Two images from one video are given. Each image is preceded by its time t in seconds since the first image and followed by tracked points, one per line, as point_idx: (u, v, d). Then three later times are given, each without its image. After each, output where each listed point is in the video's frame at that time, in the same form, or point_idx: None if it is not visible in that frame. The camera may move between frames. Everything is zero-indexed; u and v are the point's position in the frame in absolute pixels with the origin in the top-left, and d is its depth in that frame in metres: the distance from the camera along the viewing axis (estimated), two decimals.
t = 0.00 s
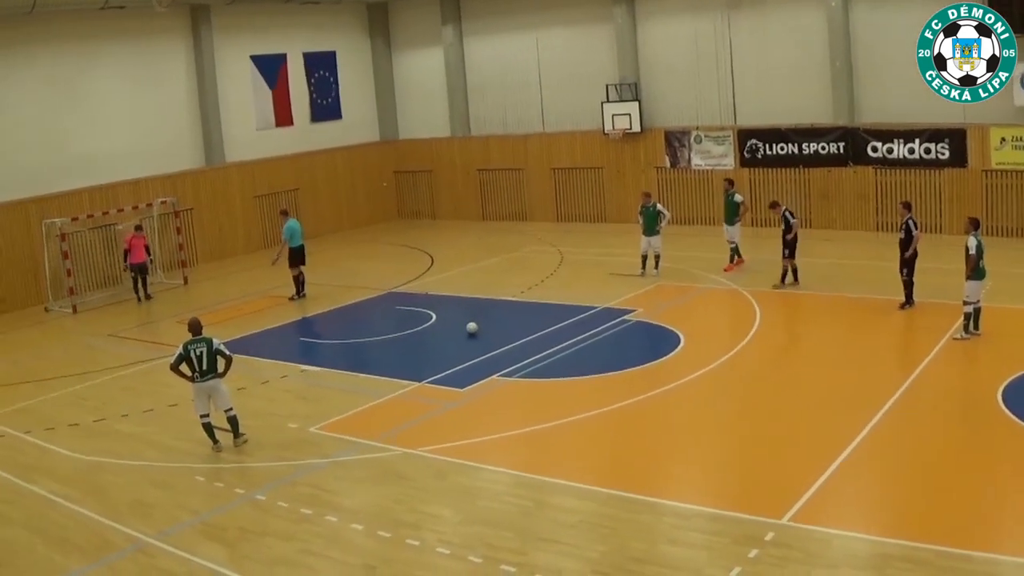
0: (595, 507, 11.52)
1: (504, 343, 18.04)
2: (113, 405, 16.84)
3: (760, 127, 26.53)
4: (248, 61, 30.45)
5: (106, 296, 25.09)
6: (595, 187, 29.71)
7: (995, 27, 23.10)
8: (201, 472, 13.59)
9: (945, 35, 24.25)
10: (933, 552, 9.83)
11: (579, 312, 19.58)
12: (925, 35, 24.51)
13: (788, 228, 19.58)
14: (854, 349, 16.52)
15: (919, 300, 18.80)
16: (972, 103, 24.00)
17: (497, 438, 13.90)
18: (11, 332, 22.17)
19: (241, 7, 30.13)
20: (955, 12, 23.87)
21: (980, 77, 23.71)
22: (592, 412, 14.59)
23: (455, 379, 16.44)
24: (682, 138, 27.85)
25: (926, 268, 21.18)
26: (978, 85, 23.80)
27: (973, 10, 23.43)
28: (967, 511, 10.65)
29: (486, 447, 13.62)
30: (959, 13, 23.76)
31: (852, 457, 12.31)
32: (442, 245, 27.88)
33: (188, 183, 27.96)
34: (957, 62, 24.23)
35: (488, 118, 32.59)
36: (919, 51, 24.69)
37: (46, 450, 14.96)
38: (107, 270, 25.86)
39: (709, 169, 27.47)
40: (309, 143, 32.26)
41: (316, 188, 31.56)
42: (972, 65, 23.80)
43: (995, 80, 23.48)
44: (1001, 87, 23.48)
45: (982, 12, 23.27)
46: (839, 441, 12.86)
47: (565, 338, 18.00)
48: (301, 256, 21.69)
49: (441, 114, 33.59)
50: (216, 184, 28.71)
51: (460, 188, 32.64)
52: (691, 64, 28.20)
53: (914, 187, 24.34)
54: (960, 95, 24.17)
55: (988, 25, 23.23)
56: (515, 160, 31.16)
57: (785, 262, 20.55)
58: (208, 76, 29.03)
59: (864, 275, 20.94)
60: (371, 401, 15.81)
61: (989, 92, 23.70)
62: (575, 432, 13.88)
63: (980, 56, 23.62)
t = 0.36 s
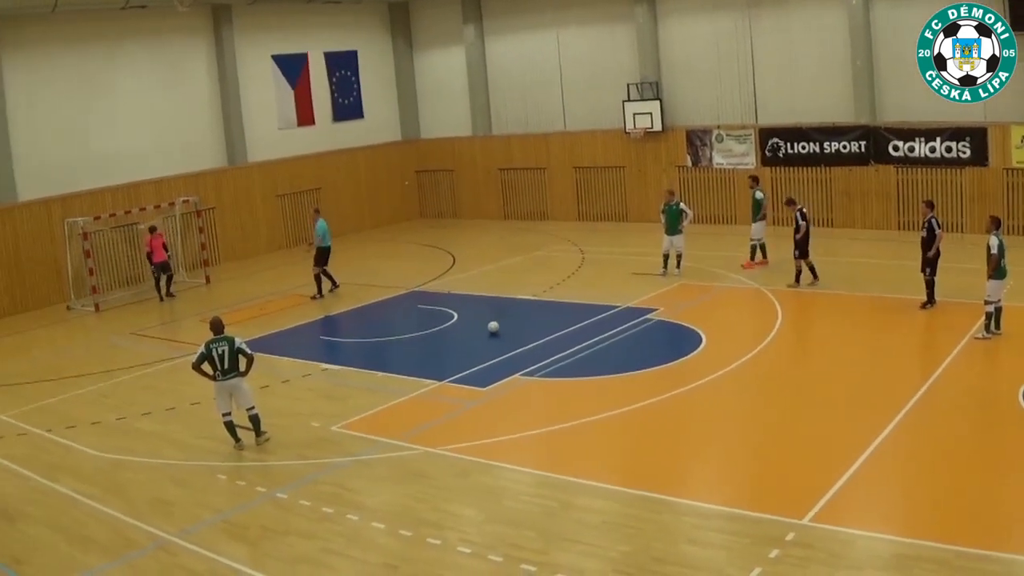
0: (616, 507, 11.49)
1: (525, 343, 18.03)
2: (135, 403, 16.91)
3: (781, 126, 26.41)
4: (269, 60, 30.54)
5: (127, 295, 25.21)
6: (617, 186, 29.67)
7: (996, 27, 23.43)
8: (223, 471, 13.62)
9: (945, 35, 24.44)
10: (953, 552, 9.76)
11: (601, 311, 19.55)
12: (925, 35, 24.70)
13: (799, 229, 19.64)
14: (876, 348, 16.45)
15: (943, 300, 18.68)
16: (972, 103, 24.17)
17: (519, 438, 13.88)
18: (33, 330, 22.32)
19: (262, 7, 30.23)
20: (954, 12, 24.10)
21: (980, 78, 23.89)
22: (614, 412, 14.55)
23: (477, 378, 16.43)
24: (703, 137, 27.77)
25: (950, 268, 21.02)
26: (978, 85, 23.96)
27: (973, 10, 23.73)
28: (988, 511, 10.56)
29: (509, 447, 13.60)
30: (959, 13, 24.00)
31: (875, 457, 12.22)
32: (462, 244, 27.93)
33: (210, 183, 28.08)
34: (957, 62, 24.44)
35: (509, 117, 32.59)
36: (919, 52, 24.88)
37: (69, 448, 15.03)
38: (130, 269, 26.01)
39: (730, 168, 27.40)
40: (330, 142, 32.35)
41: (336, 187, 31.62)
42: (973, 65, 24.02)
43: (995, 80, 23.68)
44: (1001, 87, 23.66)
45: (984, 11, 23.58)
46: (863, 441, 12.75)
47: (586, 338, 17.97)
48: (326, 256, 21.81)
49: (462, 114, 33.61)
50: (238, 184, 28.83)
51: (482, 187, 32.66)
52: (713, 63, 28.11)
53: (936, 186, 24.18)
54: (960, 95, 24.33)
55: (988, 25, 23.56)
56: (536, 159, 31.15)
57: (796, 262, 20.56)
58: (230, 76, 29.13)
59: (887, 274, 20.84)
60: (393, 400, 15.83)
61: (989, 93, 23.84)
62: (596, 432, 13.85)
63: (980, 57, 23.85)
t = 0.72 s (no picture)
0: (631, 510, 11.43)
1: (540, 346, 17.98)
2: (149, 406, 16.93)
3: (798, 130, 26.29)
4: (286, 62, 30.60)
5: (143, 296, 25.29)
6: (634, 190, 29.59)
7: (995, 27, 23.61)
8: (238, 473, 13.61)
9: (945, 35, 24.52)
10: (970, 556, 9.65)
11: (616, 314, 19.48)
12: (925, 35, 24.77)
13: (807, 230, 19.60)
14: (892, 352, 16.33)
15: (960, 304, 18.55)
16: (973, 104, 24.25)
17: (533, 441, 13.82)
18: (49, 332, 22.39)
19: (280, 8, 30.30)
20: (954, 12, 24.24)
21: (980, 78, 24.01)
22: (629, 415, 14.48)
23: (492, 381, 16.39)
24: (719, 141, 27.68)
25: (968, 272, 20.88)
26: (978, 85, 24.08)
27: (974, 10, 23.89)
28: (1004, 515, 10.44)
29: (524, 450, 13.56)
30: (959, 12, 24.15)
31: (891, 461, 12.11)
32: (478, 247, 27.93)
33: (226, 184, 28.15)
34: (957, 62, 24.53)
35: (526, 120, 32.57)
36: (919, 51, 24.92)
37: (85, 450, 15.05)
38: (146, 271, 26.10)
39: (747, 171, 27.31)
40: (347, 145, 32.38)
41: (352, 189, 31.64)
42: (972, 65, 24.15)
43: (996, 80, 23.80)
44: (1002, 87, 23.77)
45: (984, 11, 23.76)
46: (879, 446, 12.63)
47: (602, 341, 17.91)
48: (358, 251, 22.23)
49: (479, 116, 33.60)
50: (254, 186, 28.89)
51: (498, 190, 32.64)
52: (730, 66, 28.01)
53: (953, 190, 24.01)
54: (960, 95, 24.44)
55: (988, 25, 23.75)
56: (552, 162, 31.12)
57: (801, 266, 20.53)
58: (247, 78, 29.22)
59: (904, 278, 20.73)
60: (408, 403, 15.80)
61: (990, 92, 23.95)
62: (612, 436, 13.77)
63: (980, 57, 23.98)
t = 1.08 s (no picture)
0: (636, 511, 11.42)
1: (545, 347, 17.98)
2: (155, 408, 16.96)
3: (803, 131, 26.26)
4: (291, 64, 30.63)
5: (148, 299, 25.33)
6: (639, 192, 29.58)
7: (994, 26, 23.71)
8: (243, 475, 13.62)
9: (943, 35, 24.54)
10: (972, 556, 9.63)
11: (621, 316, 19.48)
12: (924, 35, 24.78)
13: (802, 235, 19.65)
14: (897, 353, 16.32)
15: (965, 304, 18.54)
16: (971, 104, 24.36)
17: (538, 442, 13.82)
18: (55, 334, 22.44)
19: (284, 11, 30.33)
20: (953, 12, 24.28)
21: (979, 78, 24.12)
22: (634, 416, 14.48)
23: (498, 383, 16.38)
24: (724, 142, 27.66)
25: (973, 273, 20.85)
26: (977, 85, 24.20)
27: (972, 10, 23.96)
28: (1007, 516, 10.40)
29: (528, 451, 13.56)
30: (958, 12, 24.19)
31: (895, 462, 12.09)
32: (483, 248, 27.95)
33: (231, 186, 28.20)
34: (957, 62, 24.56)
35: (531, 122, 32.57)
36: (919, 51, 24.93)
37: (90, 452, 15.07)
38: (151, 273, 26.15)
39: (752, 173, 27.31)
40: (351, 147, 32.41)
41: (357, 192, 31.66)
42: (971, 65, 24.25)
43: (994, 81, 23.91)
44: (1000, 88, 23.88)
45: (983, 11, 23.82)
46: (884, 447, 12.62)
47: (607, 343, 17.91)
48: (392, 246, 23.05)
49: (484, 118, 33.61)
50: (259, 188, 28.94)
51: (503, 191, 32.64)
52: (734, 67, 27.99)
53: (958, 191, 23.96)
54: (959, 96, 24.53)
55: (988, 25, 23.81)
56: (557, 164, 31.12)
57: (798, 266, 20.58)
58: (252, 80, 29.25)
59: (909, 279, 20.72)
60: (414, 405, 15.81)
61: (989, 93, 24.05)
62: (617, 437, 13.78)
63: (980, 57, 24.09)
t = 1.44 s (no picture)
0: (634, 511, 11.41)
1: (542, 347, 17.99)
2: (152, 408, 16.94)
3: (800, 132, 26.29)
4: (288, 64, 30.61)
5: (145, 299, 25.31)
6: (636, 192, 29.59)
7: (995, 27, 23.70)
8: (240, 475, 13.61)
9: (944, 35, 24.52)
10: (971, 556, 9.64)
11: (619, 316, 19.49)
12: (924, 35, 24.78)
13: (794, 233, 19.66)
14: (894, 353, 16.34)
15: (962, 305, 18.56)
16: (971, 104, 24.34)
17: (536, 443, 13.82)
18: (52, 334, 22.41)
19: (281, 11, 30.31)
20: (953, 12, 24.26)
21: (980, 78, 24.10)
22: (631, 417, 14.48)
23: (495, 383, 16.38)
24: (722, 143, 27.68)
25: (970, 273, 20.88)
26: (977, 86, 24.18)
27: (972, 10, 23.94)
28: (1004, 517, 10.41)
29: (526, 451, 13.55)
30: (958, 12, 24.16)
31: (893, 462, 12.10)
32: (480, 248, 27.97)
33: (229, 186, 28.18)
34: (957, 62, 24.54)
35: (528, 122, 32.57)
36: (918, 52, 24.93)
37: (87, 453, 15.05)
38: (148, 273, 26.13)
39: (749, 173, 27.33)
40: (349, 148, 32.39)
41: (354, 191, 31.65)
42: (972, 66, 24.23)
43: (995, 81, 23.89)
44: (1001, 88, 23.85)
45: (983, 11, 23.81)
46: (882, 447, 12.62)
47: (604, 343, 17.93)
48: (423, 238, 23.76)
49: (481, 118, 33.61)
50: (256, 188, 28.92)
51: (501, 191, 32.64)
52: (732, 68, 28.01)
53: (955, 192, 23.99)
54: (959, 96, 24.51)
55: (988, 25, 23.81)
56: (554, 164, 31.14)
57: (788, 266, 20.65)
58: (249, 80, 29.23)
59: (906, 279, 20.74)
60: (411, 405, 15.80)
61: (989, 93, 24.03)
62: (615, 437, 13.78)
63: (980, 57, 24.05)
